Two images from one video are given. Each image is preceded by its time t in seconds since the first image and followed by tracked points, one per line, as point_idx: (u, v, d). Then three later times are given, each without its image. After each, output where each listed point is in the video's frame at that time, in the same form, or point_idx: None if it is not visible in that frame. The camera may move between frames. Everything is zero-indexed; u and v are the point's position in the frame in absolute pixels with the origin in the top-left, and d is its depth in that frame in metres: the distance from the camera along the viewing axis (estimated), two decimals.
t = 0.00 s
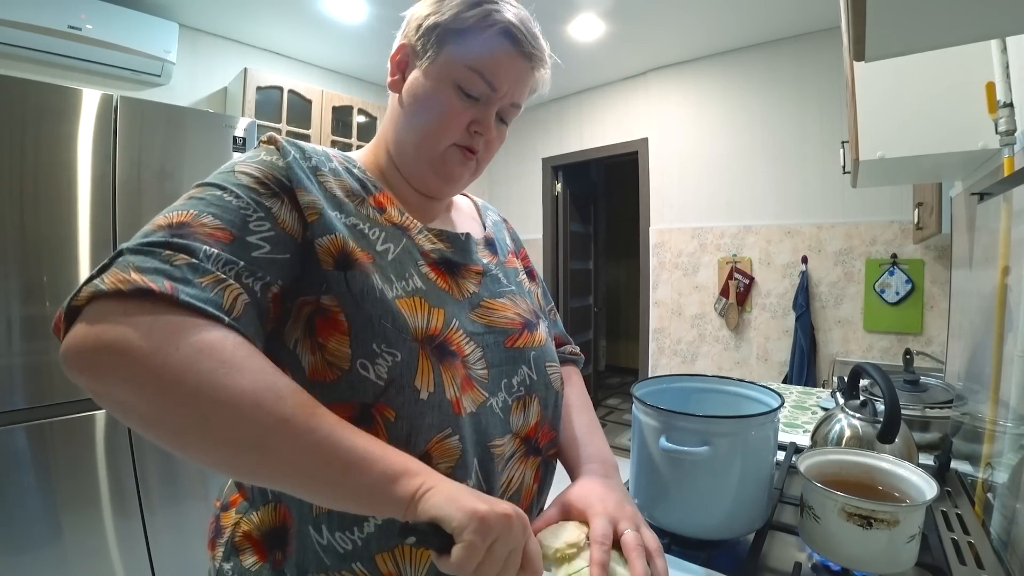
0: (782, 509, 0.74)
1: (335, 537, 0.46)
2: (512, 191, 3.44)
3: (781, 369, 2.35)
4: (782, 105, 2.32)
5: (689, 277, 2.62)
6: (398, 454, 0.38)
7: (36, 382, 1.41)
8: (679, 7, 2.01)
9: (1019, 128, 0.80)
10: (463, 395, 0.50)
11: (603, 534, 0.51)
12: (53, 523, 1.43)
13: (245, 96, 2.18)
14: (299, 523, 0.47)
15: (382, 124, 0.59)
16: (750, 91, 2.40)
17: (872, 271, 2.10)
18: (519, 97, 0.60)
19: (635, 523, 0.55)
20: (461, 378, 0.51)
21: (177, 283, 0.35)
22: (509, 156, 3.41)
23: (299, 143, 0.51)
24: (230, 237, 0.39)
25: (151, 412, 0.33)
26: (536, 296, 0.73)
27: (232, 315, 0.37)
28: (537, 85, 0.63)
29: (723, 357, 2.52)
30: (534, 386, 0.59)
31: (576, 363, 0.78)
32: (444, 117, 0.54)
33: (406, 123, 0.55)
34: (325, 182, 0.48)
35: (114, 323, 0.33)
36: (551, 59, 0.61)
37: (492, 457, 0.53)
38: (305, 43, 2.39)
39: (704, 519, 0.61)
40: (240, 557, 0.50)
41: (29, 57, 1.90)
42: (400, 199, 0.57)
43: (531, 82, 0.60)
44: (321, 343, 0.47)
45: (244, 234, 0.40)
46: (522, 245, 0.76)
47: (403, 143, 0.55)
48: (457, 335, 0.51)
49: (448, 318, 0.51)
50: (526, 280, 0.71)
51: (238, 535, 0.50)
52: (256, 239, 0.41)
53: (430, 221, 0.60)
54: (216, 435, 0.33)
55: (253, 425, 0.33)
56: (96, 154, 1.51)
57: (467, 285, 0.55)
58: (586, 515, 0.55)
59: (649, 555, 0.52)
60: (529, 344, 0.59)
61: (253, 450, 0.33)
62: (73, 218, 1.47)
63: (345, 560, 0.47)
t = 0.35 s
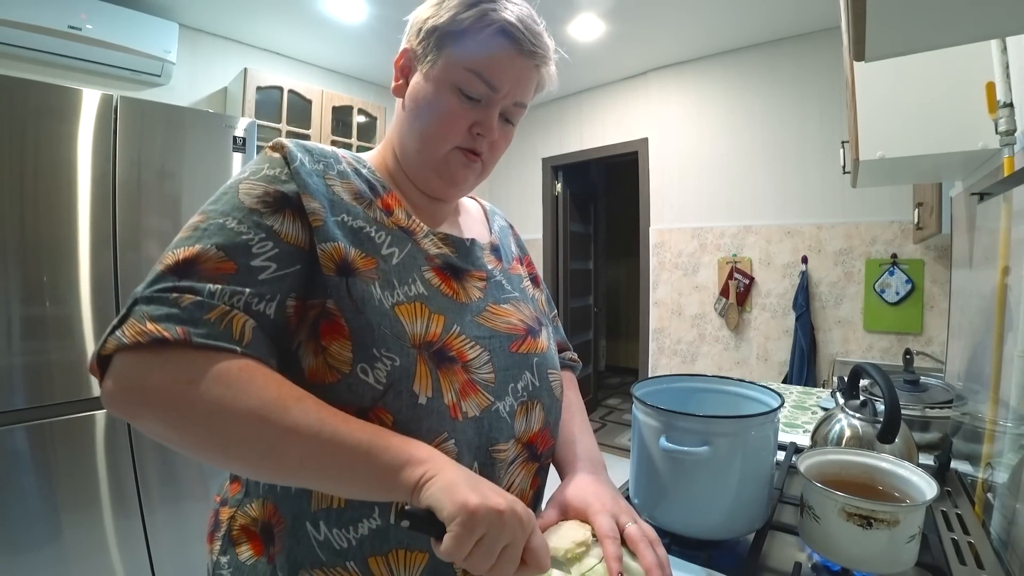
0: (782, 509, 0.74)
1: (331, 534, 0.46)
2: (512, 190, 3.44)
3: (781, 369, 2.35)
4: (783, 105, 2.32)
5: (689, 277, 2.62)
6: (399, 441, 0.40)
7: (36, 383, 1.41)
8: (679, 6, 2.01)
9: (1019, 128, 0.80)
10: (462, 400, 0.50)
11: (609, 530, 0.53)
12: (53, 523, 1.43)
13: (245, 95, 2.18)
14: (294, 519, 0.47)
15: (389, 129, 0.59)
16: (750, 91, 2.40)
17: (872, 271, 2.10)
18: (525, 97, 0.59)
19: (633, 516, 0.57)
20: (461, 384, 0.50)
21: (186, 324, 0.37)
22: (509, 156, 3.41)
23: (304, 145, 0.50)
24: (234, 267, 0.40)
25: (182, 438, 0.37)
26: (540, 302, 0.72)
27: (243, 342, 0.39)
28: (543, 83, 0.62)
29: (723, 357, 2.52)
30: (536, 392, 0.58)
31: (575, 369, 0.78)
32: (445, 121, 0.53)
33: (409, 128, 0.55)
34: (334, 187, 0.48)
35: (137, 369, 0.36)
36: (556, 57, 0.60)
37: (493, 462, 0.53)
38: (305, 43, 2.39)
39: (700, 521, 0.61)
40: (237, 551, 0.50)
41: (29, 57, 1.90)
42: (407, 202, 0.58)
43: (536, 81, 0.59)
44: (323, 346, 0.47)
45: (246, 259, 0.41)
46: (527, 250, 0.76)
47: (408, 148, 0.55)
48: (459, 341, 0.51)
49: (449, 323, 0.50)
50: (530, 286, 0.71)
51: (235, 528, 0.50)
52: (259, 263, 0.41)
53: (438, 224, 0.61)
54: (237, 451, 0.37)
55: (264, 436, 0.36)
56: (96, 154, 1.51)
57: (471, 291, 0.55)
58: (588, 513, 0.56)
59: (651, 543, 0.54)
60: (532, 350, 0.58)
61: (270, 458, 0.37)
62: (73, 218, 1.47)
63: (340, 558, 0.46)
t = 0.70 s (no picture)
0: (782, 509, 0.74)
1: (338, 529, 0.46)
2: (512, 190, 3.44)
3: (781, 369, 2.35)
4: (782, 105, 2.32)
5: (689, 277, 2.62)
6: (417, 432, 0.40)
7: (36, 383, 1.41)
8: (679, 6, 2.01)
9: (1019, 128, 0.81)
10: (466, 402, 0.50)
11: (608, 521, 0.53)
12: (53, 523, 1.43)
13: (245, 95, 2.18)
14: (301, 514, 0.47)
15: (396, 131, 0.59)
16: (750, 91, 2.40)
17: (872, 271, 2.10)
18: (531, 98, 0.59)
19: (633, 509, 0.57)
20: (465, 386, 0.50)
21: (206, 326, 0.37)
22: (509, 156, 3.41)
23: (314, 147, 0.50)
24: (249, 268, 0.40)
25: (205, 437, 0.37)
26: (542, 305, 0.72)
27: (261, 341, 0.39)
28: (549, 84, 0.61)
29: (723, 357, 2.52)
30: (537, 394, 0.58)
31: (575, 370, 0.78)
32: (451, 123, 0.53)
33: (415, 130, 0.55)
34: (343, 189, 0.48)
35: (161, 372, 0.37)
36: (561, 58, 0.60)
37: (495, 461, 0.53)
38: (305, 43, 2.39)
39: (699, 522, 0.61)
40: (239, 544, 0.48)
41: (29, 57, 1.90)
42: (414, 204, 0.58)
43: (541, 82, 0.58)
44: (331, 347, 0.47)
45: (261, 261, 0.41)
46: (531, 253, 0.75)
47: (414, 149, 0.55)
48: (463, 345, 0.51)
49: (454, 326, 0.50)
50: (533, 289, 0.71)
51: (239, 522, 0.49)
52: (273, 265, 0.41)
53: (446, 226, 0.61)
54: (260, 449, 0.37)
55: (285, 433, 0.36)
56: (96, 154, 1.51)
57: (476, 294, 0.55)
58: (586, 507, 0.56)
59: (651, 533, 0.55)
60: (534, 353, 0.58)
61: (290, 454, 0.37)
62: (73, 218, 1.47)
63: (346, 552, 0.47)
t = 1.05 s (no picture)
0: (782, 509, 0.74)
1: (344, 527, 0.46)
2: (512, 190, 3.44)
3: (781, 369, 2.35)
4: (783, 105, 2.32)
5: (689, 277, 2.62)
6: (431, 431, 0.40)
7: (36, 383, 1.41)
8: (679, 6, 2.01)
9: (1019, 128, 0.81)
10: (471, 402, 0.50)
11: (607, 518, 0.53)
12: (53, 523, 1.43)
13: (245, 95, 2.18)
14: (305, 512, 0.46)
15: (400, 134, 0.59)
16: (750, 91, 2.40)
17: (872, 271, 2.10)
18: (533, 96, 0.58)
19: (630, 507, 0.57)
20: (470, 385, 0.50)
21: (228, 319, 0.37)
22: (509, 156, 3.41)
23: (321, 148, 0.50)
24: (265, 263, 0.40)
25: (222, 432, 0.37)
26: (545, 307, 0.72)
27: (280, 338, 0.39)
28: (552, 82, 0.61)
29: (723, 357, 2.52)
30: (541, 394, 0.58)
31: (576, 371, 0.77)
32: (454, 124, 0.53)
33: (418, 132, 0.55)
34: (350, 189, 0.48)
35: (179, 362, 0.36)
36: (562, 55, 0.60)
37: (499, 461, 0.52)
38: (305, 43, 2.39)
39: (699, 521, 0.61)
40: (244, 543, 0.49)
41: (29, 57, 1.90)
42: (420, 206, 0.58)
43: (543, 80, 0.58)
44: (337, 346, 0.47)
45: (276, 256, 0.41)
46: (533, 255, 0.75)
47: (419, 151, 0.55)
48: (468, 344, 0.51)
49: (459, 327, 0.50)
50: (536, 291, 0.71)
51: (243, 521, 0.50)
52: (288, 260, 0.41)
53: (450, 226, 0.61)
54: (278, 444, 0.36)
55: (305, 428, 0.36)
56: (96, 154, 1.50)
57: (481, 295, 0.55)
58: (584, 505, 0.56)
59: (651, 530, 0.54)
60: (538, 354, 0.58)
61: (308, 450, 0.37)
62: (73, 218, 1.47)
63: (352, 550, 0.46)
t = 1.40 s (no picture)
0: (782, 509, 0.74)
1: (350, 515, 0.45)
2: (512, 190, 3.44)
3: (781, 369, 2.35)
4: (783, 105, 2.32)
5: (689, 277, 2.62)
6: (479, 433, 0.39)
7: (37, 383, 1.41)
8: (679, 6, 2.01)
9: (1019, 128, 0.81)
10: (483, 393, 0.49)
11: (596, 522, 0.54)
12: (53, 523, 1.43)
13: (245, 95, 2.18)
14: (308, 502, 0.45)
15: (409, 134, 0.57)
16: (751, 91, 2.40)
17: (872, 271, 2.10)
18: (545, 96, 0.57)
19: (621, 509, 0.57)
20: (482, 377, 0.50)
21: (304, 256, 0.34)
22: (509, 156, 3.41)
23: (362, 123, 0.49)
24: (327, 209, 0.39)
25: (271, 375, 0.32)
26: (552, 313, 0.72)
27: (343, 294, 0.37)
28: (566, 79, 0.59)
29: (723, 357, 2.52)
30: (544, 399, 0.58)
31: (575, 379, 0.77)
32: (466, 128, 0.52)
33: (428, 134, 0.54)
34: (387, 161, 0.47)
35: (242, 281, 0.32)
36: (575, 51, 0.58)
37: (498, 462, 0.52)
38: (305, 43, 2.39)
39: (699, 521, 0.61)
40: (245, 539, 0.49)
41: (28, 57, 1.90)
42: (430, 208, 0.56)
43: (556, 80, 0.57)
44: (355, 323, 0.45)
45: (337, 207, 0.40)
46: (541, 259, 0.75)
47: (428, 153, 0.54)
48: (485, 334, 0.51)
49: (478, 313, 0.50)
50: (544, 296, 0.71)
51: (242, 517, 0.49)
52: (346, 213, 0.40)
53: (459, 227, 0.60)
54: (340, 403, 0.33)
55: (375, 393, 0.33)
56: (96, 154, 1.50)
57: (496, 289, 0.54)
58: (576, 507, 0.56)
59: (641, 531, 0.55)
60: (544, 357, 0.58)
61: (367, 419, 0.33)
62: (73, 218, 1.47)
63: (360, 538, 0.46)
